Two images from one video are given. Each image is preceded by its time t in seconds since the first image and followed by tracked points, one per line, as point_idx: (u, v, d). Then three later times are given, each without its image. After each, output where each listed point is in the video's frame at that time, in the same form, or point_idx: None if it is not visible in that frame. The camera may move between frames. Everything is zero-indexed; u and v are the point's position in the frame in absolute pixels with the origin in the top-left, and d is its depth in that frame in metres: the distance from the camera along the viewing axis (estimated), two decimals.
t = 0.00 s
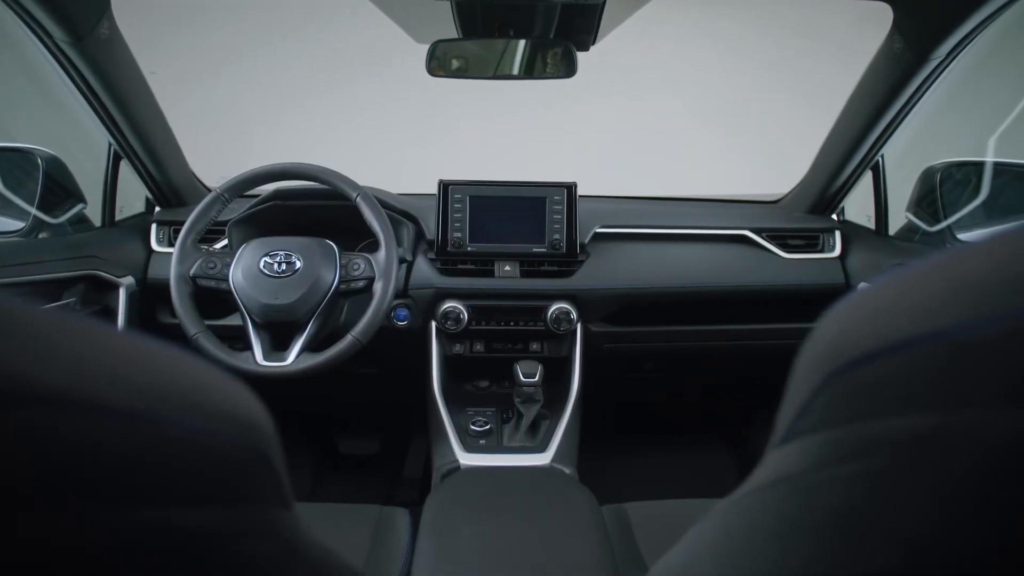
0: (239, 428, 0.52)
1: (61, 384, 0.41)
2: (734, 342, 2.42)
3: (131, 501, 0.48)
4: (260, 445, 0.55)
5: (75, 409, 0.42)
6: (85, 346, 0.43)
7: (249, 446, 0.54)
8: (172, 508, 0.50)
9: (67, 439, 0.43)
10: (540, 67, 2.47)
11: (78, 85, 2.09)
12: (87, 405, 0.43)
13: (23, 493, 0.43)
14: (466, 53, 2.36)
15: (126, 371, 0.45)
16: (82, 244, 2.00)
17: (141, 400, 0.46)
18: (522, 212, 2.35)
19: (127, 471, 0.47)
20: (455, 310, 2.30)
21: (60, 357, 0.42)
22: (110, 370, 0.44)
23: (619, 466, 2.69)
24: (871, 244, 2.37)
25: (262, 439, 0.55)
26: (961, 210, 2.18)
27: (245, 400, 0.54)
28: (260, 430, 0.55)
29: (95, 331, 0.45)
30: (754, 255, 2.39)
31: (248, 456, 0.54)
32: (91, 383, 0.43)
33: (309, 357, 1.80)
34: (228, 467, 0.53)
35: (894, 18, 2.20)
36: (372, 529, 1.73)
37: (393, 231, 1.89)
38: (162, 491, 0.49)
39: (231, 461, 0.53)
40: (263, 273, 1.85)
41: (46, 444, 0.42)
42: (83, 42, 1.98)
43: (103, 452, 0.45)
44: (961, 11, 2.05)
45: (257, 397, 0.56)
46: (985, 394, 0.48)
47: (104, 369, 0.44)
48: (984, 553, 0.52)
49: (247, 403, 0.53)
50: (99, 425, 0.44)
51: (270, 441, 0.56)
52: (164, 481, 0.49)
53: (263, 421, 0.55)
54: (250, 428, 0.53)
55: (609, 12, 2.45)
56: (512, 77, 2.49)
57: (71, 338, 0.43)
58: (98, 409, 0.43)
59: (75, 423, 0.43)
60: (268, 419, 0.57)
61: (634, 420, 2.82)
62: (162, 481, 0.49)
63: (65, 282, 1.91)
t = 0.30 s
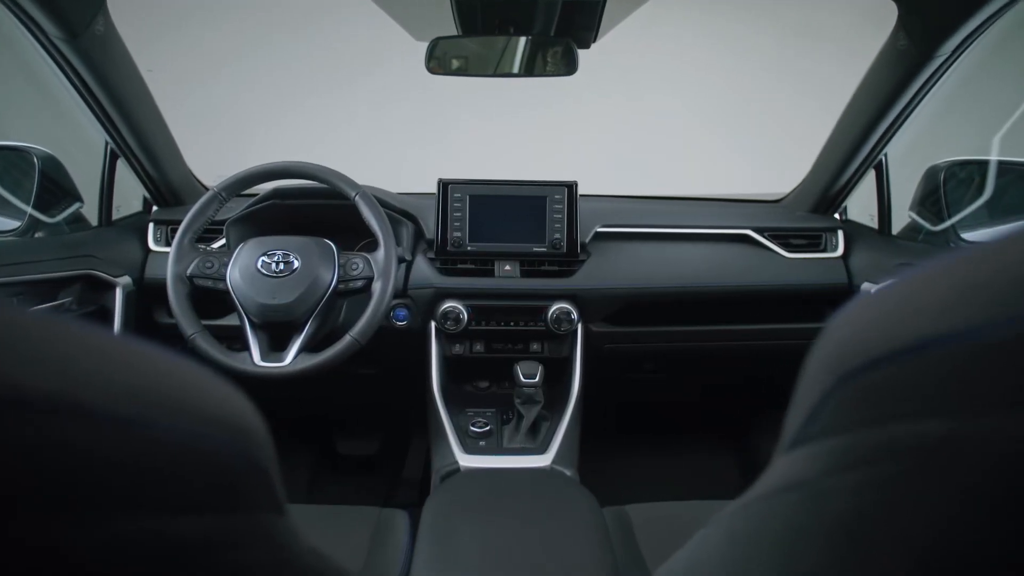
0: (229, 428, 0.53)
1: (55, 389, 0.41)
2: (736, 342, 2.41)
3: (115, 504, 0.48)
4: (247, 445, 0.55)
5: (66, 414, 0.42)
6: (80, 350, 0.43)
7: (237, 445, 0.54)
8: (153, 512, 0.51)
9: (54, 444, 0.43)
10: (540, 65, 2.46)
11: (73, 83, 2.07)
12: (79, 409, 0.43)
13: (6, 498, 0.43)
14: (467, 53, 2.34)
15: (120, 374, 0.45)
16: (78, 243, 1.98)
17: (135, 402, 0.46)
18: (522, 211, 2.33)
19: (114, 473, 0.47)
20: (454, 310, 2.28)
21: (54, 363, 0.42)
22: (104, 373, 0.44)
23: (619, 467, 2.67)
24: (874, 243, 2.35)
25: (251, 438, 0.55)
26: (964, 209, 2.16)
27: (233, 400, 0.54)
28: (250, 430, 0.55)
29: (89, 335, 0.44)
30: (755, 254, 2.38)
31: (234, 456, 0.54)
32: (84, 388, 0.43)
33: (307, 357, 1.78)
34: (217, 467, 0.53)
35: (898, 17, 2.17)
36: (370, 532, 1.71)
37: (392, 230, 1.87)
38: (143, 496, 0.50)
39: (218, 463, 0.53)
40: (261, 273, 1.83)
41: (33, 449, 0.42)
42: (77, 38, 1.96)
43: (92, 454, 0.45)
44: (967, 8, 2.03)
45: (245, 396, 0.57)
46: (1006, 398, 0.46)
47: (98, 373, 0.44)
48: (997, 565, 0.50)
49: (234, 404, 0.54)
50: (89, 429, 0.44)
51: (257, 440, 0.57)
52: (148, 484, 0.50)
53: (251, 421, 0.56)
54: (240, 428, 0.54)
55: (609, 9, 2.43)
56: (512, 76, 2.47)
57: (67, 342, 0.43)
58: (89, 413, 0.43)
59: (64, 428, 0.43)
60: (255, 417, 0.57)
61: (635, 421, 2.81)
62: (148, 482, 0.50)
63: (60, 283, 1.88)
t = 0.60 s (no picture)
0: (211, 437, 0.52)
1: (38, 395, 0.40)
2: (738, 343, 2.39)
3: (93, 518, 0.47)
4: (235, 451, 0.54)
5: (44, 424, 0.41)
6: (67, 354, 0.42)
7: (222, 451, 0.53)
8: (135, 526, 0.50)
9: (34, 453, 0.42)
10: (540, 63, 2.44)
11: (68, 80, 2.05)
12: (58, 418, 0.41)
13: None
14: (466, 52, 2.35)
15: (102, 379, 0.44)
16: (74, 242, 1.96)
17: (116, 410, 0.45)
18: (523, 210, 2.31)
19: (93, 484, 0.46)
20: (453, 310, 2.26)
21: (38, 367, 0.41)
22: (86, 378, 0.43)
23: (620, 468, 2.65)
24: (877, 243, 2.33)
25: (237, 441, 0.54)
26: (969, 209, 2.15)
27: (219, 403, 0.53)
28: (235, 434, 0.54)
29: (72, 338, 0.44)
30: (757, 254, 2.36)
31: (220, 464, 0.53)
32: (65, 395, 0.42)
33: (304, 358, 1.76)
34: (201, 476, 0.52)
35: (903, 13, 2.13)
36: (368, 534, 1.69)
37: (391, 229, 1.85)
38: (126, 507, 0.49)
39: (206, 476, 0.52)
40: (258, 272, 1.81)
41: (10, 458, 0.41)
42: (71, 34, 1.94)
43: (72, 464, 0.44)
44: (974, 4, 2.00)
45: (232, 397, 0.56)
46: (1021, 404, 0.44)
47: (81, 377, 0.43)
48: None
49: (218, 406, 0.53)
50: (68, 439, 0.43)
51: (244, 444, 0.56)
52: (132, 493, 0.49)
53: (239, 423, 0.55)
54: (225, 432, 0.53)
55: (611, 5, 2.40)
56: (512, 73, 2.46)
57: (52, 345, 0.42)
58: (67, 423, 0.42)
59: (43, 436, 0.41)
60: (243, 418, 0.57)
61: (635, 421, 2.79)
62: (130, 494, 0.49)
63: (55, 282, 1.87)
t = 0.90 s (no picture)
0: (205, 447, 0.50)
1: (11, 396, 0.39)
2: (740, 343, 2.37)
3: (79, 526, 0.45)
4: (232, 463, 0.53)
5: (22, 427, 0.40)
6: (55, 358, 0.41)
7: (217, 462, 0.51)
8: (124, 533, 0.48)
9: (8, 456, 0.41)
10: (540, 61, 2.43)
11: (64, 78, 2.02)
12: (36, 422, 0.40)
13: None
14: (466, 51, 2.35)
15: (90, 382, 0.43)
16: (70, 241, 1.95)
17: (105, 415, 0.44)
18: (523, 210, 2.29)
19: (79, 491, 0.45)
20: (453, 310, 2.25)
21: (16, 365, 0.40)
22: (70, 379, 0.42)
23: (621, 469, 2.63)
24: (880, 242, 2.30)
25: (233, 452, 0.53)
26: (973, 208, 2.13)
27: (218, 414, 0.52)
28: (232, 445, 0.53)
29: (60, 340, 0.43)
30: (760, 253, 2.34)
31: (215, 474, 0.51)
32: (48, 397, 0.41)
33: (301, 359, 1.74)
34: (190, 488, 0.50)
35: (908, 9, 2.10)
36: (367, 537, 1.67)
37: (390, 228, 1.83)
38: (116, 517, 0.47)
39: (200, 487, 0.51)
40: (255, 272, 1.79)
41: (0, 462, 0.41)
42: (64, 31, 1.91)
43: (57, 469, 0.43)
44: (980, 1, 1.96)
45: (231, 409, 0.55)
46: None
47: (65, 380, 0.42)
48: None
49: (217, 416, 0.52)
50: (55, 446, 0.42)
51: (241, 456, 0.54)
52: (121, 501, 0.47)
53: (237, 435, 0.53)
54: (221, 444, 0.51)
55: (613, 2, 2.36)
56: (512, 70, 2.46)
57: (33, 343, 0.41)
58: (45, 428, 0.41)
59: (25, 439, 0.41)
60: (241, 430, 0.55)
61: (636, 422, 2.77)
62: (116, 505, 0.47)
63: (50, 282, 1.85)
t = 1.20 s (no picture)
0: (196, 456, 0.50)
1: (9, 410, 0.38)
2: (741, 344, 2.35)
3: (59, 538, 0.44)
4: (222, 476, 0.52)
5: (9, 441, 0.39)
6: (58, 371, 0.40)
7: (207, 471, 0.51)
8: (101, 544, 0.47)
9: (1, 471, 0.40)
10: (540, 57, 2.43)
11: (56, 75, 1.99)
12: (30, 435, 0.39)
13: None
14: (466, 50, 2.34)
15: (84, 392, 0.43)
16: (64, 240, 1.92)
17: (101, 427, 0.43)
18: (523, 208, 2.27)
19: (67, 503, 0.43)
20: (452, 310, 2.22)
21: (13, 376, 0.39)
22: (65, 390, 0.41)
23: (622, 471, 2.61)
24: (884, 241, 2.28)
25: (223, 461, 0.53)
26: (979, 208, 2.09)
27: (206, 422, 0.52)
28: (222, 454, 0.52)
29: (54, 350, 0.42)
30: (762, 253, 2.31)
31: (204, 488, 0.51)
32: (43, 410, 0.40)
33: (298, 360, 1.72)
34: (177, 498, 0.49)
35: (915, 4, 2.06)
36: (365, 541, 1.65)
37: (388, 228, 1.80)
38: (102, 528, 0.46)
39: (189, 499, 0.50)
40: (252, 272, 1.77)
41: None
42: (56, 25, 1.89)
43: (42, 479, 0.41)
44: None
45: (216, 414, 0.54)
46: None
47: (62, 390, 0.41)
48: None
49: (207, 424, 0.51)
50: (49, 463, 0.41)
51: (229, 464, 0.54)
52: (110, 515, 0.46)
53: (224, 442, 0.53)
54: (211, 452, 0.51)
55: None
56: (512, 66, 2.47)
57: (33, 355, 0.40)
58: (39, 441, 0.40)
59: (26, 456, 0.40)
60: (226, 436, 0.55)
61: (637, 423, 2.75)
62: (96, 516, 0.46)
63: (44, 282, 1.83)
